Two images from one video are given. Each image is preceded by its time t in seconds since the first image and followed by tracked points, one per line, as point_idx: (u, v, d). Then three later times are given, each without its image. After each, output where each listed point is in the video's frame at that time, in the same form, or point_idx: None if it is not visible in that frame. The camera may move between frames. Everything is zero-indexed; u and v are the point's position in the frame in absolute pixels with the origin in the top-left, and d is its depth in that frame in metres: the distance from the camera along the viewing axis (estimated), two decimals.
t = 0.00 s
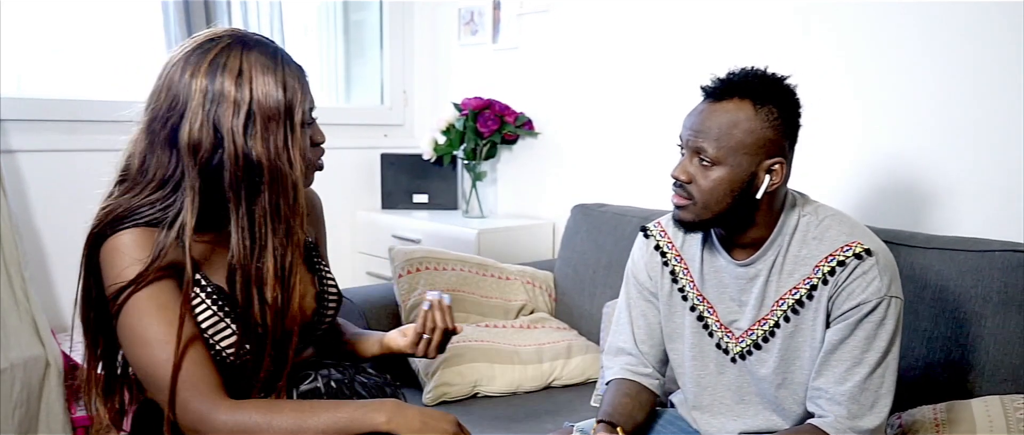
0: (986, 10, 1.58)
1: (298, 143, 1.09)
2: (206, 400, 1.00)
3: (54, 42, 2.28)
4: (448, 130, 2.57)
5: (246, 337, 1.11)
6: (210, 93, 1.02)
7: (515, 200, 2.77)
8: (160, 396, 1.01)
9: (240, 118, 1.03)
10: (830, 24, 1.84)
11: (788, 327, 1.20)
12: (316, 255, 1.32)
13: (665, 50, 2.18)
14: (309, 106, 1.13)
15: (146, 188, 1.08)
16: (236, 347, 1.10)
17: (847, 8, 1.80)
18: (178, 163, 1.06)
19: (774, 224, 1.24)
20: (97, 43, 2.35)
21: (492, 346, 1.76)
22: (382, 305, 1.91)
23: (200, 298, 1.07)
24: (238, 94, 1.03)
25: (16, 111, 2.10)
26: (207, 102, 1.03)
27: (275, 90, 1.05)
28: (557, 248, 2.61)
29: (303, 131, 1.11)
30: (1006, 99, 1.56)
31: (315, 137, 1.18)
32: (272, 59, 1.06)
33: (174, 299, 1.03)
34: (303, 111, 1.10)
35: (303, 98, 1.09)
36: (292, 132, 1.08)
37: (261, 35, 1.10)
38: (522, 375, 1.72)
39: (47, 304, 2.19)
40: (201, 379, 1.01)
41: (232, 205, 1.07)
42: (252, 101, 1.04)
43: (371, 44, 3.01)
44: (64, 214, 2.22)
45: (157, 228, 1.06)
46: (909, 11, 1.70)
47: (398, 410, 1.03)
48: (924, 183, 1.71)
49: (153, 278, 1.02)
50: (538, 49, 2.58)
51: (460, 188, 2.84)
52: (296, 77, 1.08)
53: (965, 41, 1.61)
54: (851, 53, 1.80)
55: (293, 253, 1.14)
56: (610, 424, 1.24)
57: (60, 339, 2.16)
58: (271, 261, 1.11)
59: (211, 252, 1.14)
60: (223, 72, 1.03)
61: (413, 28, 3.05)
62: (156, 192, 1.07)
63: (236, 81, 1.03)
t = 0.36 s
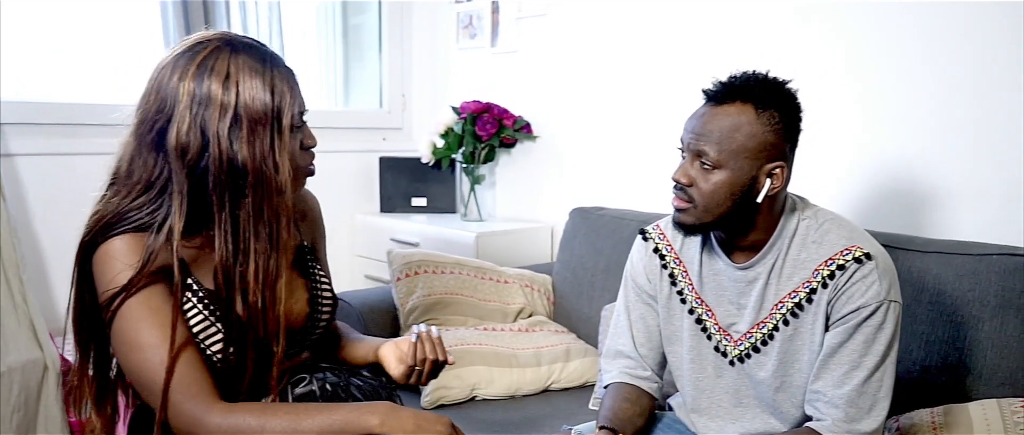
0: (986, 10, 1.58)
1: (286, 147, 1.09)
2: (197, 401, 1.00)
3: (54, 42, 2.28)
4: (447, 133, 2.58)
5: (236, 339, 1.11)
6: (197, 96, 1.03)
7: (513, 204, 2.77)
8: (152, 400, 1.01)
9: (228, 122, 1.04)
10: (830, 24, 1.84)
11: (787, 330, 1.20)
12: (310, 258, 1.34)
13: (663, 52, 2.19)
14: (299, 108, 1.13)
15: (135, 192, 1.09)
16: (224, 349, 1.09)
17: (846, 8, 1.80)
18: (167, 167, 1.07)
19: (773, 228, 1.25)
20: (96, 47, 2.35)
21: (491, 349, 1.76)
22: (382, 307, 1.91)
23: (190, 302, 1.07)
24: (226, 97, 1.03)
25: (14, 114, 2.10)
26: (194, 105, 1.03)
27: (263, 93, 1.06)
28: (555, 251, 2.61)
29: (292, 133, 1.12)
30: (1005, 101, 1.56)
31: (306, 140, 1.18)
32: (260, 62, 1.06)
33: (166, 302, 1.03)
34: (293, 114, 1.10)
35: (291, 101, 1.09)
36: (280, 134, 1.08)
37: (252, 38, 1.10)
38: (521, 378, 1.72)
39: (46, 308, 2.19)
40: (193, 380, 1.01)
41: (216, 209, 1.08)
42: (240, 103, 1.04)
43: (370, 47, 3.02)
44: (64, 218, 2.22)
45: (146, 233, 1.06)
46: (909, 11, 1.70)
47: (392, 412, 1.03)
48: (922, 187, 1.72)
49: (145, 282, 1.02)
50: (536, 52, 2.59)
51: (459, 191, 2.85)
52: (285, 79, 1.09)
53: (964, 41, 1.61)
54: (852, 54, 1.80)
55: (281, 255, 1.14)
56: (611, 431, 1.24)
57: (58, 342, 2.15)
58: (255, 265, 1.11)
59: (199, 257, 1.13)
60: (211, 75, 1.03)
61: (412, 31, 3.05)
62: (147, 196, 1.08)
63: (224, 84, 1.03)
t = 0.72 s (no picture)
0: (986, 11, 1.58)
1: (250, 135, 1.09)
2: (194, 401, 1.00)
3: (54, 42, 2.28)
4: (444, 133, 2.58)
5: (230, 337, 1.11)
6: (156, 98, 1.04)
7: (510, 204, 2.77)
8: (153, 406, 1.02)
9: (188, 118, 1.04)
10: (830, 24, 1.84)
11: (783, 329, 1.21)
12: (301, 249, 1.33)
13: (660, 52, 2.19)
14: (264, 93, 1.12)
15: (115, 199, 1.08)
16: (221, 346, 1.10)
17: (846, 7, 1.80)
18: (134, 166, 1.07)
19: (769, 227, 1.25)
20: (92, 46, 2.35)
21: (487, 349, 1.76)
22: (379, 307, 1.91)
23: (183, 298, 1.07)
24: (182, 95, 1.04)
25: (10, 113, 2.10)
26: (155, 106, 1.04)
27: (220, 84, 1.05)
28: (551, 251, 2.61)
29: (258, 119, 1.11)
30: (1003, 101, 1.57)
31: (286, 123, 1.14)
32: (215, 54, 1.06)
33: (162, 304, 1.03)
34: (256, 101, 1.10)
35: (251, 87, 1.08)
36: (242, 123, 1.08)
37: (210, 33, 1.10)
38: (517, 378, 1.72)
39: (42, 308, 2.19)
40: (191, 380, 1.01)
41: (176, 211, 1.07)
42: (198, 97, 1.04)
43: (366, 47, 3.01)
44: (59, 219, 2.21)
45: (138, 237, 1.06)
46: (909, 11, 1.70)
47: (389, 412, 1.02)
48: (917, 187, 1.72)
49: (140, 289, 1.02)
50: (532, 52, 2.58)
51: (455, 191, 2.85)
52: (243, 68, 1.08)
53: (964, 41, 1.62)
54: (852, 54, 1.80)
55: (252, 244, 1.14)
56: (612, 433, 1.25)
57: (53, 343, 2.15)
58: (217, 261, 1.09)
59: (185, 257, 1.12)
60: (166, 75, 1.03)
61: (408, 30, 3.05)
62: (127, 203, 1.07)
63: (179, 82, 1.04)
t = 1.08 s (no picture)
0: (986, 11, 1.58)
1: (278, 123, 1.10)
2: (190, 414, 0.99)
3: (54, 42, 2.28)
4: (443, 133, 2.58)
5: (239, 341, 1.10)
6: (185, 99, 1.02)
7: (509, 203, 2.78)
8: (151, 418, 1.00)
9: (218, 112, 1.03)
10: (830, 23, 1.84)
11: (781, 328, 1.21)
12: (303, 254, 1.32)
13: (660, 52, 2.19)
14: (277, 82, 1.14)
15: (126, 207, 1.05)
16: (223, 354, 1.09)
17: (846, 7, 1.80)
18: (162, 174, 1.04)
19: (768, 226, 1.25)
20: (91, 44, 2.35)
21: (486, 348, 1.76)
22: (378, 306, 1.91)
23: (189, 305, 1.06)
24: (214, 90, 1.03)
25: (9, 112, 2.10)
26: (184, 107, 1.02)
27: (247, 77, 1.06)
28: (551, 250, 2.61)
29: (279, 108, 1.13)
30: (1003, 102, 1.56)
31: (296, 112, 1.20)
32: (231, 48, 1.05)
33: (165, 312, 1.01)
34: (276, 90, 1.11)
35: (270, 77, 1.09)
36: (270, 113, 1.09)
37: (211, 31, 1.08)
38: (516, 377, 1.72)
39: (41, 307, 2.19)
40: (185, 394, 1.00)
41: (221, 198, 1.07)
42: (227, 90, 1.04)
43: (366, 46, 3.01)
44: (59, 216, 2.21)
45: (150, 244, 1.04)
46: (909, 11, 1.70)
47: (383, 411, 1.03)
48: (917, 187, 1.72)
49: (153, 293, 1.00)
50: (532, 51, 2.58)
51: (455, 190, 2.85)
52: (261, 60, 1.08)
53: (964, 42, 1.62)
54: (852, 54, 1.80)
55: (275, 247, 1.13)
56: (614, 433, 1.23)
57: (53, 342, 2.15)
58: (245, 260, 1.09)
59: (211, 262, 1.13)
60: (191, 74, 1.02)
61: (407, 30, 3.05)
62: (137, 209, 1.05)
63: (206, 78, 1.02)
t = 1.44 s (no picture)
0: (986, 10, 1.58)
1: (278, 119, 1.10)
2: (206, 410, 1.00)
3: (54, 42, 2.28)
4: (446, 132, 2.58)
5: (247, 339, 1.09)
6: (182, 88, 1.03)
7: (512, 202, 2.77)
8: (172, 423, 1.01)
9: (214, 102, 1.04)
10: (830, 23, 1.84)
11: (782, 327, 1.21)
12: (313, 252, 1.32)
13: (661, 51, 2.19)
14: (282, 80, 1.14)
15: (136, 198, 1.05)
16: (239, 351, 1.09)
17: (847, 7, 1.80)
18: (156, 158, 1.05)
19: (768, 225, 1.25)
20: (94, 44, 2.35)
21: (489, 347, 1.76)
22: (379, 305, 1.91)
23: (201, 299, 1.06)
24: (211, 84, 1.04)
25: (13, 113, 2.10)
26: (179, 94, 1.04)
27: (247, 74, 1.07)
28: (554, 249, 2.61)
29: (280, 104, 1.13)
30: (1005, 100, 1.56)
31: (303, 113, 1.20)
32: (237, 46, 1.07)
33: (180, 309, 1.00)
34: (279, 88, 1.11)
35: (274, 75, 1.09)
36: (270, 108, 1.09)
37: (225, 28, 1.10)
38: (519, 376, 1.72)
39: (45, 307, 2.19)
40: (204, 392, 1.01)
41: (205, 186, 1.06)
42: (224, 84, 1.05)
43: (368, 46, 3.01)
44: (62, 215, 2.22)
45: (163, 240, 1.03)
46: (908, 10, 1.70)
47: (391, 411, 1.03)
48: (920, 185, 1.72)
49: (164, 287, 0.99)
50: (534, 51, 2.59)
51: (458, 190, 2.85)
52: (266, 59, 1.09)
53: (964, 40, 1.61)
54: (852, 54, 1.80)
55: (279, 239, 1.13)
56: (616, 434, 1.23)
57: (58, 341, 2.16)
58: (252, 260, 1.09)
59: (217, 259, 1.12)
60: (192, 67, 1.04)
61: (410, 29, 3.05)
62: (142, 209, 1.04)
63: (205, 72, 1.04)
